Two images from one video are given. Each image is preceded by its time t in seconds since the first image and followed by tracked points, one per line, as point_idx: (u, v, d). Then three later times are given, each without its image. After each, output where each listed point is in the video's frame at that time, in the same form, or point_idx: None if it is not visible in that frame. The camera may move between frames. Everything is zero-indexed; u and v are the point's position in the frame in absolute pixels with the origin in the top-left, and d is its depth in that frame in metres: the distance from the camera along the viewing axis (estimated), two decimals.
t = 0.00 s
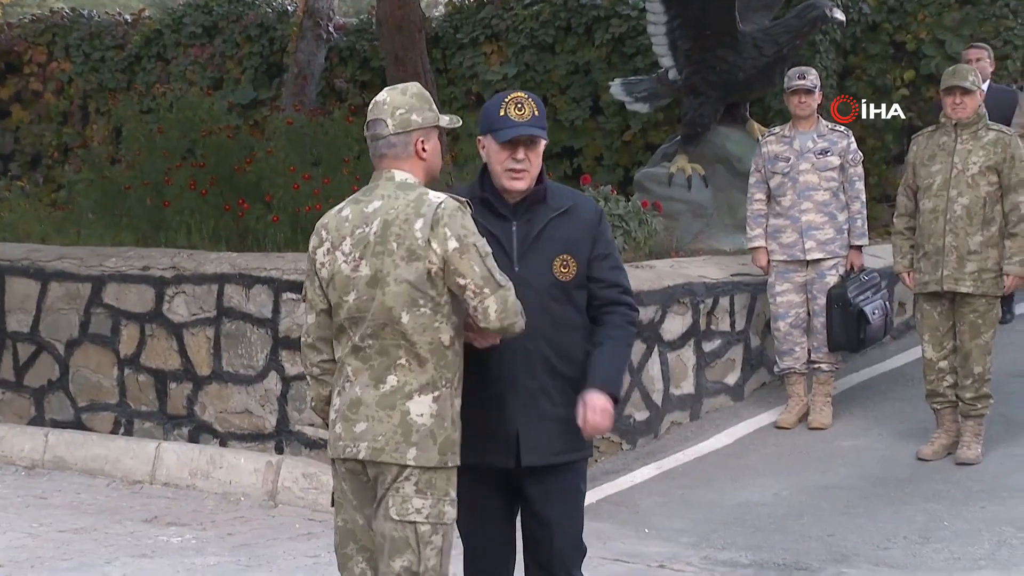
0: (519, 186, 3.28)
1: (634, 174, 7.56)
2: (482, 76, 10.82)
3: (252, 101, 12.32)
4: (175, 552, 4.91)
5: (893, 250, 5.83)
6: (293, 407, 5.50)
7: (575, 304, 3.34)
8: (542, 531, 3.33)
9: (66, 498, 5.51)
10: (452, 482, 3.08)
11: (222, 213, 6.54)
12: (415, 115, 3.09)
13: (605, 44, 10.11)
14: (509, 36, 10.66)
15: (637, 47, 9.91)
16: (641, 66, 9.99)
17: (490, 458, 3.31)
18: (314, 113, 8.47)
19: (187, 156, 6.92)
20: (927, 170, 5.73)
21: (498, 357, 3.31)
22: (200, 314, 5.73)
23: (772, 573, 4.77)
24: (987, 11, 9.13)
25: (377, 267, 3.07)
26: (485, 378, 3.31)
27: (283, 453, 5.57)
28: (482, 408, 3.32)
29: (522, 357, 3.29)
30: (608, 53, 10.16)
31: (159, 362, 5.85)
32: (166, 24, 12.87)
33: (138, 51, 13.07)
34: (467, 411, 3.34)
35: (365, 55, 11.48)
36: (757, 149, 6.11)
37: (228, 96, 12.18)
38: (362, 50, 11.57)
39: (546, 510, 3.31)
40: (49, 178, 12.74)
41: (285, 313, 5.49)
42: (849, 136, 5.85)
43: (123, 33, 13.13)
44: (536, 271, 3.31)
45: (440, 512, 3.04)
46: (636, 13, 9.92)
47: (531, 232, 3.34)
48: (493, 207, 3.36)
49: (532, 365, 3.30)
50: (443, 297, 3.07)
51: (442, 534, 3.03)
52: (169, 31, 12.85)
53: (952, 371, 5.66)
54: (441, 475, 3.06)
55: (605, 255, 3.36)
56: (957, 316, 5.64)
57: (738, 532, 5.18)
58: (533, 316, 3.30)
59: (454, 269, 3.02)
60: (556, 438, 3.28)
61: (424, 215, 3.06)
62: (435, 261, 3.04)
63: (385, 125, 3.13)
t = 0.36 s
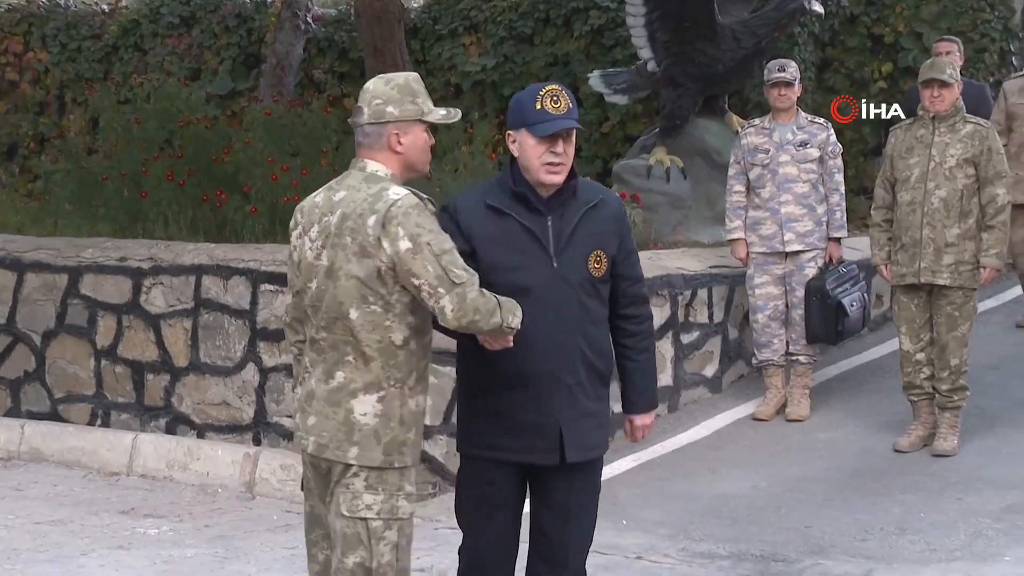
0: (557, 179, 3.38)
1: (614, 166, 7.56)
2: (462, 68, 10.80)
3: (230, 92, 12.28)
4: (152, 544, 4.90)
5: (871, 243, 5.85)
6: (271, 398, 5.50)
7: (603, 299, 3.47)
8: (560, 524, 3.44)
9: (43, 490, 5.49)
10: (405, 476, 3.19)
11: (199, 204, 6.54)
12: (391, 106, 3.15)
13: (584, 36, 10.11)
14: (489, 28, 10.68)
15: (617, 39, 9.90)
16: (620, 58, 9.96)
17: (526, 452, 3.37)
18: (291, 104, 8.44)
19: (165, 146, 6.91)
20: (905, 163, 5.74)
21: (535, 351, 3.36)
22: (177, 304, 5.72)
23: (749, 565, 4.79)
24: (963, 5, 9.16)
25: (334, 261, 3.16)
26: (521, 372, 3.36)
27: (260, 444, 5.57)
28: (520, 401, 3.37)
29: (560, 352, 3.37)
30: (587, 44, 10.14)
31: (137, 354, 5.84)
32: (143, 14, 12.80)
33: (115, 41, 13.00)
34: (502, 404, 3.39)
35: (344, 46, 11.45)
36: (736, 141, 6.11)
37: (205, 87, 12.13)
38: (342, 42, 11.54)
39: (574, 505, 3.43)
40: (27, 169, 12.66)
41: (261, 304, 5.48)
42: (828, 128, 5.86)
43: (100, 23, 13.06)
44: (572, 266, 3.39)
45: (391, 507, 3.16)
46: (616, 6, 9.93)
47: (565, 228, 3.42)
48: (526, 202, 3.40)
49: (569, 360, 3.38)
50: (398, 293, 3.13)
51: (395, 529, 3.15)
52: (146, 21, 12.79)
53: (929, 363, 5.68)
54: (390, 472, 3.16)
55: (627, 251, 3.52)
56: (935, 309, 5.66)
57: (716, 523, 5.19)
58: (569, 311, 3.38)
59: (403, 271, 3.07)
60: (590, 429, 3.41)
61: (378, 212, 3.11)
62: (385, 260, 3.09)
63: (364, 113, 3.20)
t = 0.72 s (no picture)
0: (566, 178, 3.34)
1: (582, 159, 7.54)
2: (428, 60, 10.80)
3: (197, 84, 12.23)
4: (118, 537, 4.88)
5: (837, 236, 5.88)
6: (237, 391, 5.49)
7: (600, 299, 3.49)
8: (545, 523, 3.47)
9: (7, 483, 5.46)
10: (333, 464, 3.16)
11: (165, 196, 6.52)
12: (306, 101, 3.09)
13: (553, 28, 10.16)
14: (456, 21, 10.69)
15: (584, 31, 9.95)
16: (587, 51, 9.98)
17: (531, 453, 3.33)
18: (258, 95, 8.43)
19: (131, 138, 6.88)
20: (870, 156, 5.76)
21: (544, 352, 3.33)
22: (143, 297, 5.70)
23: (715, 557, 4.81)
24: None
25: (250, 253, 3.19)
26: (529, 372, 3.32)
27: (226, 436, 5.56)
28: (527, 402, 3.33)
29: (567, 352, 3.36)
30: (555, 37, 10.19)
31: (103, 346, 5.82)
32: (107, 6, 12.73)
33: (80, 32, 12.93)
34: (507, 404, 3.33)
35: (312, 38, 11.45)
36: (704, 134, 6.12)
37: (172, 79, 12.07)
38: (310, 35, 11.52)
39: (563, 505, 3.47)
40: None
41: (228, 297, 5.47)
42: (797, 121, 5.89)
43: (65, 14, 13.03)
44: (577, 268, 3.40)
45: (322, 496, 3.14)
46: None
47: (570, 228, 3.41)
48: (534, 203, 3.36)
49: (574, 361, 3.38)
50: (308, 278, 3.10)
51: (329, 517, 3.14)
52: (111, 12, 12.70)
53: (895, 354, 5.70)
54: (313, 459, 3.14)
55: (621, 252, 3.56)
56: (900, 301, 5.69)
57: (683, 516, 5.20)
58: (575, 311, 3.38)
59: (301, 254, 3.04)
60: (588, 430, 3.43)
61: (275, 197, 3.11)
62: (279, 243, 3.07)
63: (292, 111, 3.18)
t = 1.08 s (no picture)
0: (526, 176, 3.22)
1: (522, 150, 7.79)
2: (369, 52, 10.99)
3: (143, 75, 12.28)
4: (68, 519, 5.01)
5: (766, 224, 6.10)
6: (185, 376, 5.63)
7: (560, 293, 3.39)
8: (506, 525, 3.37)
9: None
10: (182, 437, 3.21)
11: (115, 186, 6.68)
12: (194, 91, 3.26)
13: (491, 23, 10.34)
14: (397, 15, 10.88)
15: (522, 25, 10.12)
16: (525, 45, 10.17)
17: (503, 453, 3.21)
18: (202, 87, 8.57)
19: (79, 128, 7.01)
20: (798, 147, 5.98)
21: (514, 350, 3.20)
22: (89, 284, 5.82)
23: (648, 533, 5.02)
24: None
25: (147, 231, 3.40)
26: (501, 370, 3.19)
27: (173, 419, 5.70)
28: (501, 402, 3.20)
29: (535, 349, 3.24)
30: (494, 31, 10.38)
31: (51, 331, 5.97)
32: None
33: (27, 24, 13.00)
34: (480, 406, 3.19)
35: (256, 32, 11.55)
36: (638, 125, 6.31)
37: (118, 71, 12.11)
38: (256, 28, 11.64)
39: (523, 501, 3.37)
40: None
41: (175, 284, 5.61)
42: (728, 114, 6.11)
43: (11, 6, 13.14)
44: (544, 263, 3.28)
45: (172, 467, 3.20)
46: None
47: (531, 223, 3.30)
48: (499, 201, 3.25)
49: (542, 356, 3.26)
50: (163, 249, 3.22)
51: (179, 488, 3.20)
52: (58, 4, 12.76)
53: (821, 338, 5.94)
54: (159, 424, 3.21)
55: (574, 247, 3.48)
56: (826, 288, 5.93)
57: (617, 495, 5.40)
58: (544, 307, 3.26)
59: (145, 221, 3.16)
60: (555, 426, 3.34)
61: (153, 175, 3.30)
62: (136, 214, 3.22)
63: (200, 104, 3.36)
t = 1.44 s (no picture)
0: (518, 162, 3.36)
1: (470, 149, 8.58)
2: (336, 64, 11.84)
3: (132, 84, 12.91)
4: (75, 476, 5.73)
5: (687, 214, 6.90)
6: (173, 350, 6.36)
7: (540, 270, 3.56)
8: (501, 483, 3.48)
9: None
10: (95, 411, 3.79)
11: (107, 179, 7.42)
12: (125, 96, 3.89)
13: (442, 37, 11.31)
14: (359, 29, 11.74)
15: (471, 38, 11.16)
16: (473, 56, 11.20)
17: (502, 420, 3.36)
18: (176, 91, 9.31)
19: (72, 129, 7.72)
20: (715, 147, 6.79)
21: (509, 322, 3.35)
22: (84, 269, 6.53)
23: (582, 487, 5.82)
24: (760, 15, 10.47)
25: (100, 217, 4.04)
26: (501, 342, 3.34)
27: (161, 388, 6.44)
28: (504, 373, 3.35)
29: (529, 321, 3.39)
30: (445, 44, 11.33)
31: (50, 311, 6.68)
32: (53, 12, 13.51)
33: (25, 36, 13.77)
34: (486, 375, 3.34)
35: (233, 43, 12.27)
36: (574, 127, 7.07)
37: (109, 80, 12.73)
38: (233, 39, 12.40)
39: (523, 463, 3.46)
40: None
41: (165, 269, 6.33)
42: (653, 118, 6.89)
43: (11, 20, 13.96)
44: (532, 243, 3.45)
45: (80, 435, 3.80)
46: (469, 11, 11.20)
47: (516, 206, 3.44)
48: (494, 187, 3.38)
49: (534, 328, 3.42)
50: (93, 237, 3.84)
51: (80, 453, 3.78)
52: (58, 17, 13.47)
53: (734, 314, 6.76)
54: (81, 397, 3.80)
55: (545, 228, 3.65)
56: (739, 271, 6.74)
57: (556, 454, 6.18)
58: (534, 284, 3.44)
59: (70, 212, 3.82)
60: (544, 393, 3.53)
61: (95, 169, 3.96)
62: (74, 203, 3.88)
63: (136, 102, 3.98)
